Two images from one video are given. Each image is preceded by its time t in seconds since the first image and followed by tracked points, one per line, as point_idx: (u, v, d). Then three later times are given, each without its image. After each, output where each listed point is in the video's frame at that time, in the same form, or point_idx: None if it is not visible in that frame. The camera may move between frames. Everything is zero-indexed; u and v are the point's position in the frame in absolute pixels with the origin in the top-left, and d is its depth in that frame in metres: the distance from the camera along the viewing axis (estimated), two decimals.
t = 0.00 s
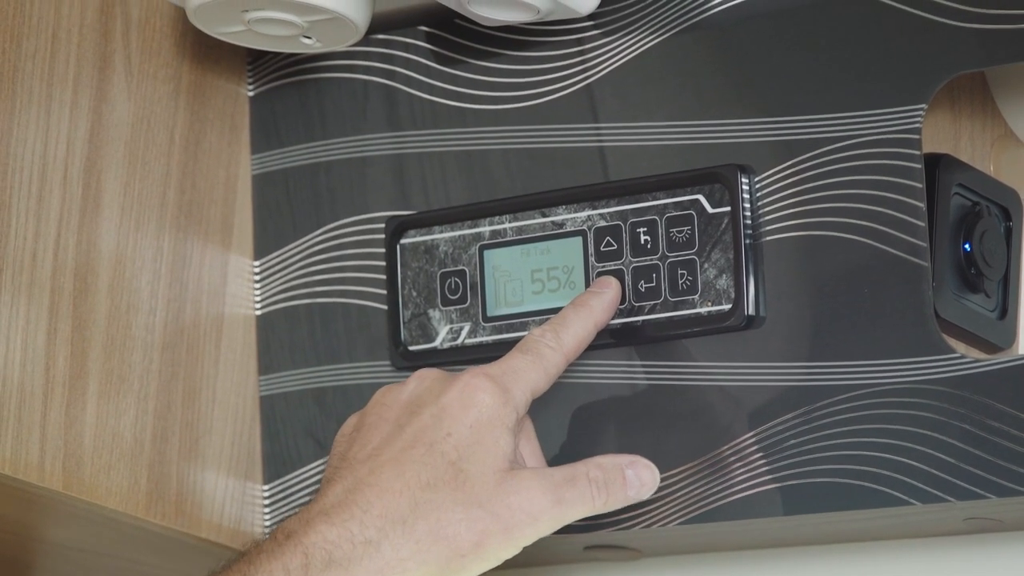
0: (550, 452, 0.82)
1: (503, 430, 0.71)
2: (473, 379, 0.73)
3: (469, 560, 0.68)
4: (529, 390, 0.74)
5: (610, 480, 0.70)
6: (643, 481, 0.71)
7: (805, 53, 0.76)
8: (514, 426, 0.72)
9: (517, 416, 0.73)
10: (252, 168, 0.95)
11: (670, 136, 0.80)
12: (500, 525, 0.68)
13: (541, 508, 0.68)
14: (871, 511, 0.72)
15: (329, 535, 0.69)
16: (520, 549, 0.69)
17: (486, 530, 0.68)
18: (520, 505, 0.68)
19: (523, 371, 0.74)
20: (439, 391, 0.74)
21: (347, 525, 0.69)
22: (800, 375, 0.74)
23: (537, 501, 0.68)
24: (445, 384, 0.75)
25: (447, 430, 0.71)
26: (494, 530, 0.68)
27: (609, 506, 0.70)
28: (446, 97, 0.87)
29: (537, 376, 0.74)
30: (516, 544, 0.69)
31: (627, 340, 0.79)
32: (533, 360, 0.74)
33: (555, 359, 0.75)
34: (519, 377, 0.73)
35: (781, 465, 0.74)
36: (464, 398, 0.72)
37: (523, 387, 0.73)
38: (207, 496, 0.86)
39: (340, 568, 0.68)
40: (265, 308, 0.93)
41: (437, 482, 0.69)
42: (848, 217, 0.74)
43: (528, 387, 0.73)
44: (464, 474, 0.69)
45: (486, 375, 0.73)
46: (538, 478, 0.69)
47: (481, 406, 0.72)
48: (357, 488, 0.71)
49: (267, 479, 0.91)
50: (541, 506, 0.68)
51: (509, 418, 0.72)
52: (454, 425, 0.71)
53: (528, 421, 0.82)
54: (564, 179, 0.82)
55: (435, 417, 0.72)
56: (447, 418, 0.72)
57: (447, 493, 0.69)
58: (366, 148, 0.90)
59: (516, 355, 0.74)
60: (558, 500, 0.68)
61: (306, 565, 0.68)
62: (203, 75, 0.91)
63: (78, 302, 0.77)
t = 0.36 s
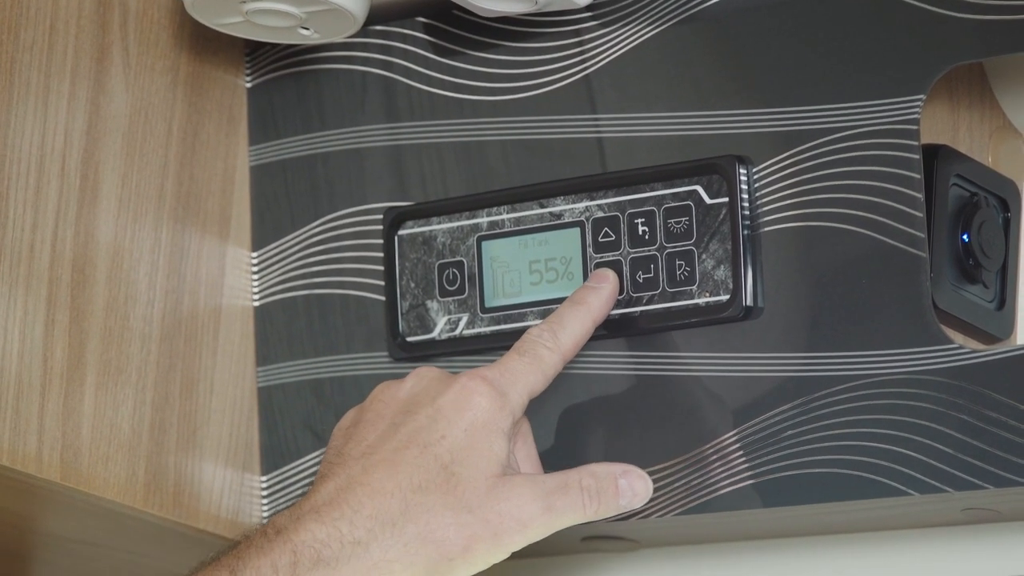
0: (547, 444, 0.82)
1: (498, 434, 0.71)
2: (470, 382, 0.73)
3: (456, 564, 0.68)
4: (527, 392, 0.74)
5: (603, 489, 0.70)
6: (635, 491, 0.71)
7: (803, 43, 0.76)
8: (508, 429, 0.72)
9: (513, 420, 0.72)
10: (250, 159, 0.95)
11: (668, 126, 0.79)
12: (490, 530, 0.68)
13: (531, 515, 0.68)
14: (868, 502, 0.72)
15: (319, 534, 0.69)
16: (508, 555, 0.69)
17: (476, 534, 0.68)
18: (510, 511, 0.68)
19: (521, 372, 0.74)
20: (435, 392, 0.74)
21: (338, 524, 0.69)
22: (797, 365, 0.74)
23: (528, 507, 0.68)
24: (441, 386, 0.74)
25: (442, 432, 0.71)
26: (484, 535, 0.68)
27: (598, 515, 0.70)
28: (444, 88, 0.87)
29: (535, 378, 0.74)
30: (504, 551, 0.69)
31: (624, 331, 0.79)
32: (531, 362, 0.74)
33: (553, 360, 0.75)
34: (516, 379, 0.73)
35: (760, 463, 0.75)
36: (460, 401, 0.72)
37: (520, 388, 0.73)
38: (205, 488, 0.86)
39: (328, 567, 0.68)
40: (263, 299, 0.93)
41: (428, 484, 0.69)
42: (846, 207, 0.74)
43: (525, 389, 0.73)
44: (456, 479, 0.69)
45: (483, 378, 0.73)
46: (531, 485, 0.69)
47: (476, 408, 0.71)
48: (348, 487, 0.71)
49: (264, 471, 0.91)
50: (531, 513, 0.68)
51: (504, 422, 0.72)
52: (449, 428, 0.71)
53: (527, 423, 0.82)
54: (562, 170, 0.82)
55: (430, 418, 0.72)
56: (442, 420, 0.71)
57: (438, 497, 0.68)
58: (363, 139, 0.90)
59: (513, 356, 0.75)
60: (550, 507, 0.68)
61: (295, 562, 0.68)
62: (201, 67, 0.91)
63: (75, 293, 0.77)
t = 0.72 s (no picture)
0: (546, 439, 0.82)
1: (498, 437, 0.71)
2: (470, 385, 0.73)
3: (458, 568, 0.68)
4: (527, 393, 0.74)
5: (602, 491, 0.70)
6: (634, 493, 0.71)
7: (802, 36, 0.76)
8: (509, 432, 0.72)
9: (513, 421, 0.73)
10: (249, 153, 0.95)
11: (667, 120, 0.79)
12: (490, 533, 0.68)
13: (531, 518, 0.68)
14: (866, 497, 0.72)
15: (320, 538, 0.69)
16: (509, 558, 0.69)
17: (477, 538, 0.68)
18: (511, 514, 0.68)
19: (521, 374, 0.74)
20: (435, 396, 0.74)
21: (340, 528, 0.69)
22: (797, 359, 0.74)
23: (528, 510, 0.68)
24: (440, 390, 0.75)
25: (442, 436, 0.71)
26: (485, 539, 0.68)
27: (597, 517, 0.71)
28: (443, 82, 0.87)
29: (535, 379, 0.74)
30: (504, 554, 0.69)
31: (623, 324, 0.79)
32: (531, 363, 0.74)
33: (553, 359, 0.75)
34: (516, 380, 0.74)
35: (749, 460, 0.75)
36: (461, 404, 0.72)
37: (520, 389, 0.74)
38: (204, 483, 0.86)
39: (329, 571, 0.68)
40: (263, 293, 0.93)
41: (429, 488, 0.69)
42: (846, 202, 0.74)
43: (525, 390, 0.74)
44: (457, 483, 0.69)
45: (483, 381, 0.73)
46: (531, 488, 0.69)
47: (476, 411, 0.72)
48: (350, 489, 0.71)
49: (264, 466, 0.91)
50: (531, 517, 0.68)
51: (505, 425, 0.72)
52: (449, 431, 0.71)
53: (525, 423, 0.82)
54: (561, 164, 0.82)
55: (430, 421, 0.72)
56: (442, 423, 0.72)
57: (439, 502, 0.69)
58: (362, 133, 0.90)
59: (513, 357, 0.75)
60: (549, 510, 0.69)
61: (297, 566, 0.68)
62: (200, 61, 0.91)
63: (74, 287, 0.76)
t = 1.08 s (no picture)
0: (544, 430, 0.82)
1: (500, 430, 0.72)
2: (470, 377, 0.73)
3: (459, 560, 0.69)
4: (526, 385, 0.74)
5: (603, 482, 0.71)
6: (635, 484, 0.72)
7: (799, 27, 0.76)
8: (509, 424, 0.72)
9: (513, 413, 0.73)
10: (247, 144, 0.95)
11: (665, 110, 0.80)
12: (492, 524, 0.68)
13: (533, 508, 0.68)
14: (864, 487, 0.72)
15: (321, 532, 0.69)
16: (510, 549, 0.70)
17: (477, 531, 0.68)
18: (514, 505, 0.68)
19: (519, 367, 0.74)
20: (434, 390, 0.74)
21: (340, 521, 0.69)
22: (794, 349, 0.74)
23: (530, 501, 0.69)
24: (440, 383, 0.75)
25: (442, 428, 0.71)
26: (486, 530, 0.68)
27: (598, 508, 0.71)
28: (441, 73, 0.87)
29: (533, 371, 0.74)
30: (505, 545, 0.69)
31: (620, 315, 0.79)
32: (529, 356, 0.75)
33: (551, 352, 0.75)
34: (514, 373, 0.74)
35: (748, 450, 0.75)
36: (460, 396, 0.72)
37: (519, 382, 0.74)
38: (202, 474, 0.86)
39: (331, 564, 0.68)
40: (261, 285, 0.93)
41: (428, 480, 0.69)
42: (843, 192, 0.74)
43: (524, 383, 0.74)
44: (457, 475, 0.69)
45: (482, 374, 0.73)
46: (532, 479, 0.69)
47: (477, 403, 0.72)
48: (351, 483, 0.71)
49: (261, 456, 0.91)
50: (533, 508, 0.68)
51: (504, 417, 0.72)
52: (449, 424, 0.71)
53: (525, 416, 0.81)
54: (559, 155, 0.82)
55: (430, 414, 0.72)
56: (442, 416, 0.72)
57: (440, 494, 0.69)
58: (360, 124, 0.90)
59: (511, 350, 0.75)
60: (551, 501, 0.69)
61: (299, 560, 0.68)
62: (197, 52, 0.91)
63: (72, 277, 0.77)
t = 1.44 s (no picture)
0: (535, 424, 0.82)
1: (501, 425, 0.72)
2: (470, 372, 0.73)
3: (464, 554, 0.69)
4: (526, 381, 0.74)
5: (606, 474, 0.70)
6: (639, 476, 0.72)
7: (787, 19, 0.76)
8: (510, 419, 0.72)
9: (513, 410, 0.73)
10: (236, 138, 0.95)
11: (653, 103, 0.80)
12: (496, 517, 0.69)
13: (536, 501, 0.69)
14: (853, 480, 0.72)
15: (325, 529, 0.68)
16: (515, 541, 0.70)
17: (482, 523, 0.69)
18: (517, 498, 0.69)
19: (520, 361, 0.74)
20: (434, 384, 0.74)
21: (344, 518, 0.69)
22: (782, 341, 0.74)
23: (533, 494, 0.69)
24: (442, 375, 0.75)
25: (443, 423, 0.71)
26: (491, 523, 0.69)
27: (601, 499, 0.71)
28: (431, 67, 0.87)
29: (534, 367, 0.74)
30: (510, 537, 0.69)
31: (610, 309, 0.79)
32: (530, 350, 0.74)
33: (552, 347, 0.75)
34: (515, 367, 0.74)
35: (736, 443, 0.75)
36: (460, 392, 0.72)
37: (519, 376, 0.73)
38: (191, 468, 0.86)
39: (336, 561, 0.68)
40: (250, 278, 0.93)
41: (431, 475, 0.70)
42: (831, 184, 0.74)
43: (524, 378, 0.74)
44: (461, 470, 0.70)
45: (482, 368, 0.73)
46: (534, 471, 0.69)
47: (477, 398, 0.72)
48: (354, 480, 0.71)
49: (252, 450, 0.91)
50: (536, 501, 0.69)
51: (505, 411, 0.72)
52: (450, 418, 0.71)
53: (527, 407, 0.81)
54: (548, 148, 0.82)
55: (430, 409, 0.72)
56: (443, 411, 0.72)
57: (444, 489, 0.69)
58: (349, 118, 0.90)
59: (512, 344, 0.74)
60: (554, 494, 0.69)
61: (302, 558, 0.68)
62: (187, 46, 0.91)
63: (62, 271, 0.77)
